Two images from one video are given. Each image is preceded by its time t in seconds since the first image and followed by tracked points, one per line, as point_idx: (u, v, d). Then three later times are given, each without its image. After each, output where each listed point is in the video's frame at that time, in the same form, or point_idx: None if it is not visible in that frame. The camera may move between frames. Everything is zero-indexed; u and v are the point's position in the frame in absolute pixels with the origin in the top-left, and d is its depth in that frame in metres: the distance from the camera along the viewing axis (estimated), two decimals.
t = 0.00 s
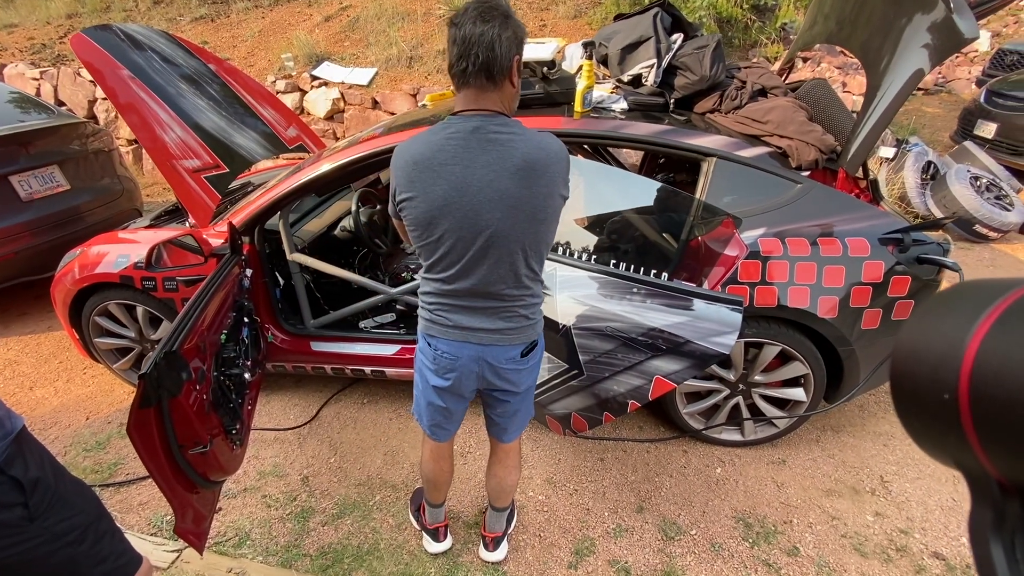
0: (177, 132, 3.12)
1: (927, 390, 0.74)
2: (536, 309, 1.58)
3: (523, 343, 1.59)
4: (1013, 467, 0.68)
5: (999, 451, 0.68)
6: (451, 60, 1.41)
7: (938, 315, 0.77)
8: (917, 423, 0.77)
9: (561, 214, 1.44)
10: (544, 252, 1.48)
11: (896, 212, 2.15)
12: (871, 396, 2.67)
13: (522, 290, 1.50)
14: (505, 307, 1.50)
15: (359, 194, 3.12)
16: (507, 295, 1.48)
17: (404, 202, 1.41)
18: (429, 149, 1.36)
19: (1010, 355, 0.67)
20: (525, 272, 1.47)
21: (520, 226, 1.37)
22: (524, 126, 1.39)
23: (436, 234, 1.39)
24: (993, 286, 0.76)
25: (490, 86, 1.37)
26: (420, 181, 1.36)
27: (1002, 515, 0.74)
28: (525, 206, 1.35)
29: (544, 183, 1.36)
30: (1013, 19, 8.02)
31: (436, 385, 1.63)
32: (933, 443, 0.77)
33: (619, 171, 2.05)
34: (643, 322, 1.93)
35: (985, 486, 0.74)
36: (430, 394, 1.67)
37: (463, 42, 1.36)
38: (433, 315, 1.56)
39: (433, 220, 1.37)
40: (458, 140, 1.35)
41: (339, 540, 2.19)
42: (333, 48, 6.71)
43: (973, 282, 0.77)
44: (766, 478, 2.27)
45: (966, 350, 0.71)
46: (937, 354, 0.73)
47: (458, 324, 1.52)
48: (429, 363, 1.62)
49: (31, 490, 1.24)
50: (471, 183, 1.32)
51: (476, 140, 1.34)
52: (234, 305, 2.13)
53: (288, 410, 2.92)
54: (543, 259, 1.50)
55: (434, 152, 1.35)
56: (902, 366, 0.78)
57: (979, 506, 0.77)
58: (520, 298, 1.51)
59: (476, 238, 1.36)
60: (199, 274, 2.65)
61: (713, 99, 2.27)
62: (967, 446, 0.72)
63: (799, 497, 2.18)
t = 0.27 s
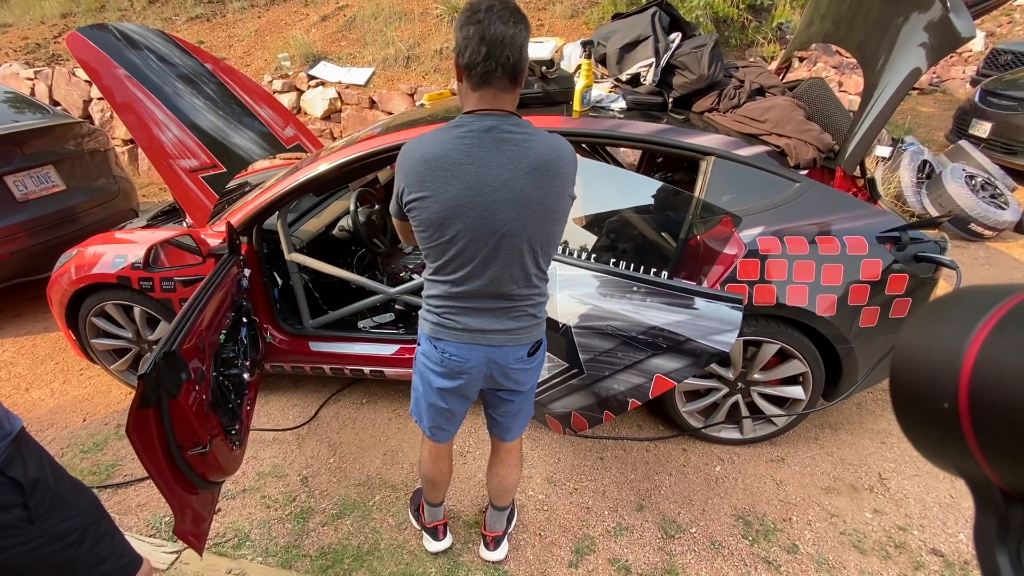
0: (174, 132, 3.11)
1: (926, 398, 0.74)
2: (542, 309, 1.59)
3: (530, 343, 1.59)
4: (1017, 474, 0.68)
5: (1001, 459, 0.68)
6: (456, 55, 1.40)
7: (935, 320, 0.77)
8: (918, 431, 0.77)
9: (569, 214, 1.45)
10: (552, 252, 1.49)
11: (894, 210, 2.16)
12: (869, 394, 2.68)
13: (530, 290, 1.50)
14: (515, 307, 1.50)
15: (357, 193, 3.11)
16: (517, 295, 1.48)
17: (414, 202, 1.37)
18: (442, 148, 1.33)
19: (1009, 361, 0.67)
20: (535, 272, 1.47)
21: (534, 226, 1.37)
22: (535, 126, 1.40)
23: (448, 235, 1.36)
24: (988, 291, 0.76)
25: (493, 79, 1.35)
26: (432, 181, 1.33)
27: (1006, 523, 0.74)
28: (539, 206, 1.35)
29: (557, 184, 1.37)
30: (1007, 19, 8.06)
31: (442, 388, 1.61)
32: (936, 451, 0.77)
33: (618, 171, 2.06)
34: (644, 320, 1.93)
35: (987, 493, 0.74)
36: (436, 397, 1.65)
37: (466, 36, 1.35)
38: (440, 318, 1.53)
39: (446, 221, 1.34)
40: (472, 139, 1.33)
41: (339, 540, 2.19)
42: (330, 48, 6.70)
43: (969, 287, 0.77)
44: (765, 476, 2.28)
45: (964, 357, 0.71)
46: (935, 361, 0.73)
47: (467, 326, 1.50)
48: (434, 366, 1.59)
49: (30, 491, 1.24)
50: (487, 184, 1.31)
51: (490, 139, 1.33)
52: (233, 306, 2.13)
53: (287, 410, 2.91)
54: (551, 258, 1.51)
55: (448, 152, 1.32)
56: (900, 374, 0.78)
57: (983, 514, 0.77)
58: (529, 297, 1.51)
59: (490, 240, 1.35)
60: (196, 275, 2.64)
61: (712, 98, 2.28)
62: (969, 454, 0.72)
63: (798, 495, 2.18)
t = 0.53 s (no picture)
0: (173, 132, 3.09)
1: (926, 406, 0.73)
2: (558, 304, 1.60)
3: (548, 341, 1.60)
4: (1017, 482, 0.67)
5: (1002, 467, 0.68)
6: (468, 53, 1.31)
7: (934, 326, 0.77)
8: (919, 438, 0.77)
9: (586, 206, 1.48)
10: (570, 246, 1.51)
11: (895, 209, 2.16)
12: (870, 393, 2.68)
13: (553, 286, 1.51)
14: (541, 305, 1.50)
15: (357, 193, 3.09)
16: (544, 292, 1.48)
17: (444, 205, 1.29)
18: (473, 147, 1.27)
19: (1008, 368, 0.66)
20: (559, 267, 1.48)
21: (565, 220, 1.38)
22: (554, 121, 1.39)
23: (486, 237, 1.31)
24: (988, 296, 0.75)
25: (517, 75, 1.31)
26: (467, 181, 1.26)
27: (1009, 533, 0.74)
28: (570, 199, 1.36)
29: (581, 177, 1.39)
30: (1003, 19, 8.08)
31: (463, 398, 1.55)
32: (938, 459, 0.76)
33: (620, 169, 2.05)
34: (647, 320, 1.93)
35: (990, 501, 0.74)
36: (455, 408, 1.59)
37: (483, 33, 1.27)
38: (465, 325, 1.46)
39: (482, 222, 1.29)
40: (503, 136, 1.29)
41: (340, 541, 2.18)
42: (328, 47, 6.69)
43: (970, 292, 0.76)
44: (766, 475, 2.27)
45: (963, 364, 0.70)
46: (935, 369, 0.73)
47: (496, 331, 1.46)
48: (454, 377, 1.52)
49: (30, 494, 1.23)
50: (526, 180, 1.28)
51: (521, 135, 1.30)
52: (233, 307, 2.12)
53: (287, 411, 2.90)
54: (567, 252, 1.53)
55: (482, 150, 1.27)
56: (900, 381, 0.78)
57: (986, 523, 0.76)
58: (552, 293, 1.52)
59: (528, 237, 1.33)
60: (196, 275, 2.63)
61: (712, 97, 2.28)
62: (970, 462, 0.71)
63: (800, 494, 2.18)
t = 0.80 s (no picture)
0: (173, 131, 3.08)
1: (926, 408, 0.74)
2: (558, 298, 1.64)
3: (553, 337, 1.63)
4: (1018, 484, 0.67)
5: (1002, 468, 0.68)
6: (491, 49, 1.26)
7: (933, 328, 0.77)
8: (920, 440, 0.77)
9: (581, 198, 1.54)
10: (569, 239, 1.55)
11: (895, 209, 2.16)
12: (870, 392, 2.68)
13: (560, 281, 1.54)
14: (552, 301, 1.52)
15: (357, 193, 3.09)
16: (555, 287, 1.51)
17: (471, 210, 1.25)
18: (495, 148, 1.25)
19: (1007, 369, 0.67)
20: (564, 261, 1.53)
21: (576, 214, 1.42)
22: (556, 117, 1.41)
23: (512, 238, 1.30)
24: (986, 297, 0.75)
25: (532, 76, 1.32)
26: (494, 184, 1.24)
27: (1011, 535, 0.74)
28: (579, 193, 1.41)
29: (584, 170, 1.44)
30: (1000, 19, 8.10)
31: (477, 405, 1.54)
32: (938, 461, 0.76)
33: (621, 169, 2.05)
34: (651, 319, 1.93)
35: (991, 503, 0.74)
36: (470, 416, 1.56)
37: (508, 30, 1.24)
38: (484, 331, 1.44)
39: (510, 224, 1.28)
40: (522, 136, 1.28)
41: (341, 542, 2.18)
42: (327, 47, 6.68)
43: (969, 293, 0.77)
44: (768, 474, 2.28)
45: (962, 365, 0.70)
46: (933, 371, 0.73)
47: (515, 333, 1.46)
48: (471, 386, 1.50)
49: (32, 496, 1.22)
50: (547, 178, 1.30)
51: (537, 134, 1.31)
52: (234, 308, 2.12)
53: (287, 411, 2.90)
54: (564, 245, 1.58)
55: (505, 151, 1.25)
56: (899, 383, 0.78)
57: (988, 524, 0.76)
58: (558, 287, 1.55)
59: (549, 234, 1.35)
60: (196, 275, 2.62)
61: (713, 97, 2.28)
62: (971, 463, 0.71)
63: (801, 493, 2.19)
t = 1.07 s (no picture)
0: (172, 132, 3.08)
1: (926, 408, 0.74)
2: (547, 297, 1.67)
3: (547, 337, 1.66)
4: (1017, 484, 0.68)
5: (1001, 467, 0.68)
6: (487, 50, 1.25)
7: (932, 328, 0.77)
8: (920, 441, 0.78)
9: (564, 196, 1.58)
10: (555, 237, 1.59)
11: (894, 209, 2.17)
12: (869, 392, 2.69)
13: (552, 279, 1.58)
14: (549, 300, 1.56)
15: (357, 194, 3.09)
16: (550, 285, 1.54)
17: (477, 215, 1.24)
18: (496, 150, 1.25)
19: (1007, 368, 0.67)
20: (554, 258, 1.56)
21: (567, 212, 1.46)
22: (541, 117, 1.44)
23: (518, 240, 1.31)
24: (985, 296, 0.76)
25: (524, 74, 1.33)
26: (500, 186, 1.24)
27: (1012, 535, 0.74)
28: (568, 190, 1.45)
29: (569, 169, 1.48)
30: (997, 19, 8.12)
31: (486, 413, 1.53)
32: (938, 460, 0.77)
33: (621, 170, 2.06)
34: (651, 320, 1.94)
35: (991, 502, 0.75)
36: (478, 425, 1.55)
37: (504, 31, 1.24)
38: (491, 337, 1.43)
39: (516, 226, 1.29)
40: (519, 136, 1.30)
41: (342, 543, 2.19)
42: (326, 48, 6.69)
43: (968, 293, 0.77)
44: (767, 474, 2.28)
45: (961, 364, 0.71)
46: (933, 370, 0.74)
47: (520, 335, 1.47)
48: (479, 394, 1.49)
49: (35, 499, 1.23)
50: (546, 178, 1.32)
51: (532, 135, 1.33)
52: (235, 309, 2.12)
53: (288, 412, 2.90)
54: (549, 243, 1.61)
55: (506, 152, 1.25)
56: (898, 383, 0.79)
57: (988, 524, 0.77)
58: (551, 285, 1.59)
59: (549, 233, 1.38)
60: (196, 276, 2.62)
61: (713, 97, 2.29)
62: (971, 463, 0.72)
63: (801, 493, 2.19)
